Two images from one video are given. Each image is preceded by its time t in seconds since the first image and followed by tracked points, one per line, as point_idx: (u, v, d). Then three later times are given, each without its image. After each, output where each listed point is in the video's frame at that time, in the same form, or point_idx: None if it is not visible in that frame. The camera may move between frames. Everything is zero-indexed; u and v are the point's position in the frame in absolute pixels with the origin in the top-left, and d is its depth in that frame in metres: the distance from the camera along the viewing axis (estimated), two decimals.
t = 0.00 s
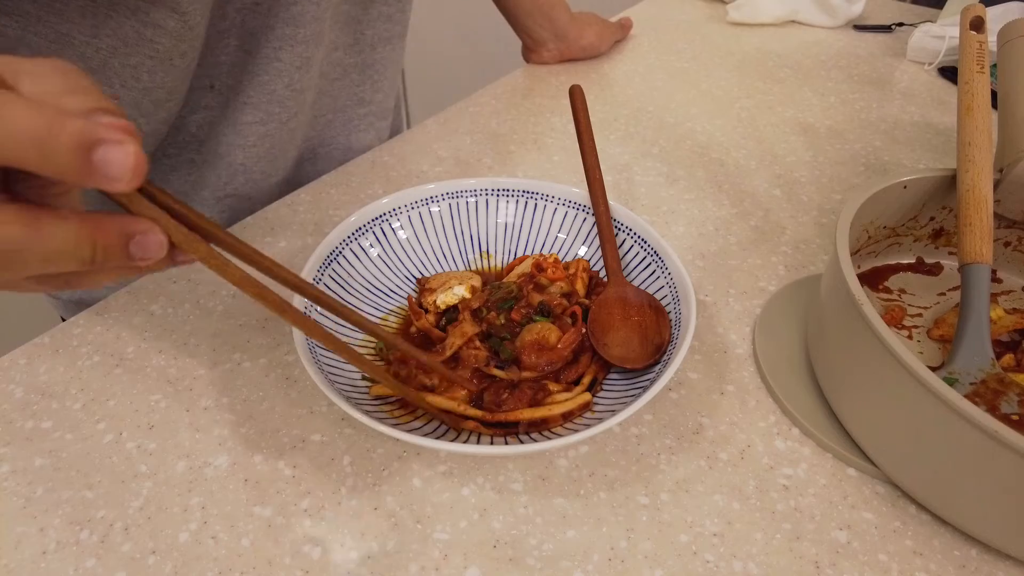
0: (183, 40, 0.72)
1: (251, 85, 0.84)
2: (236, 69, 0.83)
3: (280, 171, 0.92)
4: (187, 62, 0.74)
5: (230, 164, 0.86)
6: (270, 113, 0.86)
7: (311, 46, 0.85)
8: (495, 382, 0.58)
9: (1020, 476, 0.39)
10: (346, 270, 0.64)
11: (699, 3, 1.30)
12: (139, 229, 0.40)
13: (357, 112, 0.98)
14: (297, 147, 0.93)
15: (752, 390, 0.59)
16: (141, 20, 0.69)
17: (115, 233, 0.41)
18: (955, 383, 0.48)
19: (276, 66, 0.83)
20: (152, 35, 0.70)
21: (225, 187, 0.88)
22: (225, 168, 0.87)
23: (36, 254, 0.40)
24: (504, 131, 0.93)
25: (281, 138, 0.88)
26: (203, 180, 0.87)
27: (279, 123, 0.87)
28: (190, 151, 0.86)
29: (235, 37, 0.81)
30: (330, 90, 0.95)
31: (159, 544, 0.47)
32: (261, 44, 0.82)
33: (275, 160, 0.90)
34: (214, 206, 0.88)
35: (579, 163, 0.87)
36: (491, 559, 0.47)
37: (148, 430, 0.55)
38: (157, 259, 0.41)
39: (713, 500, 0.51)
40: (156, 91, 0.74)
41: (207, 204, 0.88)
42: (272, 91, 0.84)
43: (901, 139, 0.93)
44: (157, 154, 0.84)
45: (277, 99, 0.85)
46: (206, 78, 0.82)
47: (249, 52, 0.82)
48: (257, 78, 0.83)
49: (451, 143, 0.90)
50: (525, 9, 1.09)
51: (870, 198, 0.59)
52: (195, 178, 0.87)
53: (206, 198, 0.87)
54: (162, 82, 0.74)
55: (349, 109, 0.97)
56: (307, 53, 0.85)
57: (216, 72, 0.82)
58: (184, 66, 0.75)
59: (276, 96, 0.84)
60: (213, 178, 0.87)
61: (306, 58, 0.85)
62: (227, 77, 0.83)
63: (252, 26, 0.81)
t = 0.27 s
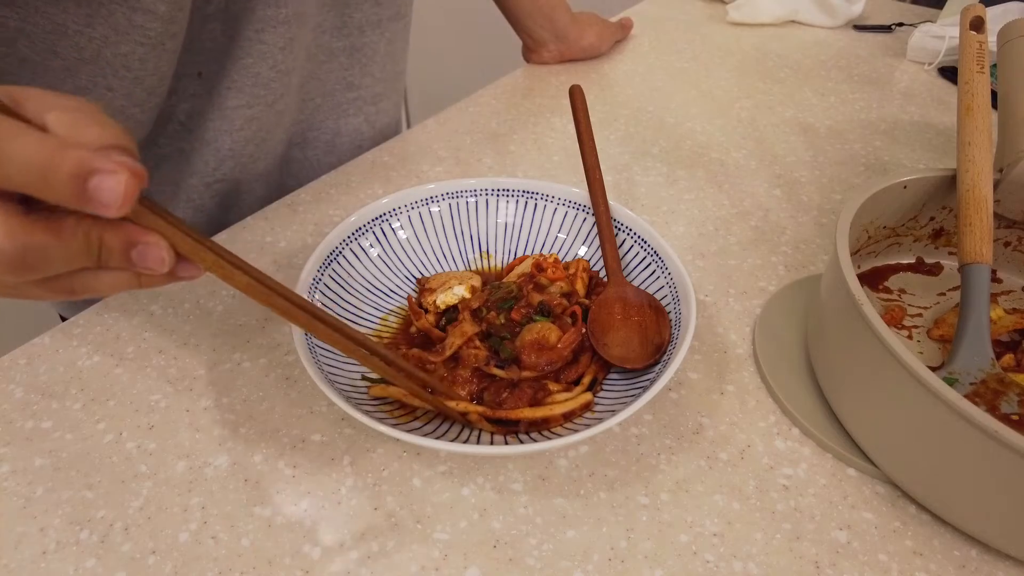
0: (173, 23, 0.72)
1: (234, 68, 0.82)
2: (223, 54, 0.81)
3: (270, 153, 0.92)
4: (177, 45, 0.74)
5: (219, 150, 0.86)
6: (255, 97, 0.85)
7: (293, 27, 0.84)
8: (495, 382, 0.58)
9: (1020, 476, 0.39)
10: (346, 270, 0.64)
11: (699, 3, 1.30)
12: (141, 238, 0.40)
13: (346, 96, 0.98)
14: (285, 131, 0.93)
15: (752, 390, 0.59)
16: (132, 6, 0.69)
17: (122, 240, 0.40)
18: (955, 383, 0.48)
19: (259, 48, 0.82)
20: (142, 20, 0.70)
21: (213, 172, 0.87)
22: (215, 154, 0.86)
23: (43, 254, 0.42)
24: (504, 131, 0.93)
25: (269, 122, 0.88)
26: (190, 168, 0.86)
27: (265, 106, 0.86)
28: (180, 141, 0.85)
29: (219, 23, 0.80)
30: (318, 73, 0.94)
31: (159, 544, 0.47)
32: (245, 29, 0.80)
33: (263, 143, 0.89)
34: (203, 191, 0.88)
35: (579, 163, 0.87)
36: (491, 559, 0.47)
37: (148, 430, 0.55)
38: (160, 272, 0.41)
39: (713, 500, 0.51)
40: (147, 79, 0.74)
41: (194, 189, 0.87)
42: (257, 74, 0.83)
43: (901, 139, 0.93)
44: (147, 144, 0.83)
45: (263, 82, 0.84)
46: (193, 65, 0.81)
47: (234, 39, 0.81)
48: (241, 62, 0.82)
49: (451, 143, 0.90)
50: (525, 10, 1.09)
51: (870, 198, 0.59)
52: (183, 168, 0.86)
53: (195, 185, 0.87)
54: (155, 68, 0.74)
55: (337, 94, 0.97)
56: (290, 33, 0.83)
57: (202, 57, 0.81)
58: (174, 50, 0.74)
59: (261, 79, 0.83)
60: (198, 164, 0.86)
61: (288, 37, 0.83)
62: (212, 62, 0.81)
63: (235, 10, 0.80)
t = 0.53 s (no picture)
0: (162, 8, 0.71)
1: (224, 56, 0.82)
2: (214, 46, 0.82)
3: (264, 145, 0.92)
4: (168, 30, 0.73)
5: (211, 139, 0.85)
6: (247, 86, 0.84)
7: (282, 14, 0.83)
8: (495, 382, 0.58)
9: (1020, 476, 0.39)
10: (346, 270, 0.64)
11: (699, 3, 1.30)
12: (91, 192, 0.43)
13: (340, 86, 0.97)
14: (279, 121, 0.93)
15: (752, 390, 0.59)
16: None
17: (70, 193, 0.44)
18: (955, 382, 0.48)
19: (249, 36, 0.81)
20: (131, 3, 0.69)
21: (207, 163, 0.87)
22: (206, 143, 0.85)
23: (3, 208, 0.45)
24: (504, 131, 0.93)
25: (261, 110, 0.87)
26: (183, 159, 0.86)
27: (258, 95, 0.86)
28: (177, 134, 0.85)
29: (211, 13, 0.80)
30: (310, 63, 0.94)
31: (159, 544, 0.47)
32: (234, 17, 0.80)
33: (256, 133, 0.89)
34: (197, 182, 0.87)
35: (579, 163, 0.87)
36: (491, 559, 0.47)
37: (148, 430, 0.55)
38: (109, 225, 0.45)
39: (713, 500, 0.51)
40: (140, 67, 0.74)
41: (188, 181, 0.87)
42: (247, 63, 0.83)
43: (901, 139, 0.93)
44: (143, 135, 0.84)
45: (253, 71, 0.84)
46: (186, 56, 0.81)
47: (224, 28, 0.81)
48: (229, 48, 0.81)
49: (451, 143, 0.90)
50: (525, 11, 1.09)
51: (870, 198, 0.59)
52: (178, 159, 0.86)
53: (189, 176, 0.86)
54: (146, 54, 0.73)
55: (332, 85, 0.97)
56: (279, 21, 0.83)
57: (194, 48, 0.81)
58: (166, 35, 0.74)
59: (252, 67, 0.83)
60: (191, 154, 0.85)
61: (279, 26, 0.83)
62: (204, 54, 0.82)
63: None
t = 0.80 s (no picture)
0: None
1: (218, 50, 0.81)
2: (208, 39, 0.81)
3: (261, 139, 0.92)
4: (161, 22, 0.72)
5: (206, 133, 0.85)
6: (241, 79, 0.84)
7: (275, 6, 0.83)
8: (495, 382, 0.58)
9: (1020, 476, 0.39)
10: (345, 270, 0.64)
11: (699, 3, 1.30)
12: (80, 127, 0.41)
13: (338, 81, 0.97)
14: (275, 115, 0.92)
15: (752, 390, 0.59)
16: None
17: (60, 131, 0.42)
18: (955, 383, 0.48)
19: (243, 29, 0.81)
20: None
21: (203, 157, 0.86)
22: (200, 137, 0.85)
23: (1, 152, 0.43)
24: (504, 131, 0.93)
25: (255, 104, 0.87)
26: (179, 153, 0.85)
27: (253, 87, 0.85)
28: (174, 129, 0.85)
29: (206, 7, 0.79)
30: (307, 57, 0.94)
31: (159, 544, 0.47)
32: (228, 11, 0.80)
33: (251, 126, 0.89)
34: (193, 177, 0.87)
35: (579, 163, 0.87)
36: (491, 559, 0.47)
37: (148, 430, 0.55)
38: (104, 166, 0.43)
39: (713, 500, 0.51)
40: (134, 60, 0.73)
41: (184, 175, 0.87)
42: (242, 55, 0.82)
43: (901, 139, 0.93)
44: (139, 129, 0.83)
45: (247, 63, 0.83)
46: (182, 51, 0.81)
47: (218, 20, 0.80)
48: (223, 42, 0.81)
49: (451, 143, 0.90)
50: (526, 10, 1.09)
51: (870, 198, 0.59)
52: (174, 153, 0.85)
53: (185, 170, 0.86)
54: (140, 45, 0.72)
55: (329, 79, 0.97)
56: (273, 13, 0.82)
57: (184, 41, 0.80)
58: (158, 26, 0.73)
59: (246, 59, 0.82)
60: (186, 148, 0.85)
61: (274, 20, 0.83)
62: (199, 48, 0.81)
63: None
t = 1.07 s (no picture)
0: None
1: (219, 45, 0.81)
2: (209, 35, 0.81)
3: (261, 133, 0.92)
4: (162, 16, 0.73)
5: (207, 130, 0.85)
6: (242, 75, 0.84)
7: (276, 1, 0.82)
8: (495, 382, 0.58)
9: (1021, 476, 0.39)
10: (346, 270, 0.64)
11: (699, 3, 1.30)
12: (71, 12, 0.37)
13: (337, 77, 0.97)
14: (275, 111, 0.92)
15: (752, 390, 0.59)
16: None
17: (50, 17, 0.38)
18: (955, 383, 0.48)
19: (243, 24, 0.81)
20: None
21: (204, 154, 0.86)
22: (202, 134, 0.85)
23: None
24: (504, 130, 0.93)
25: (256, 100, 0.87)
26: (179, 150, 0.85)
27: (253, 83, 0.85)
28: (175, 125, 0.85)
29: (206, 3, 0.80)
30: (307, 54, 0.93)
31: (159, 544, 0.47)
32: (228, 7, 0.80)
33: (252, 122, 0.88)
34: (194, 173, 0.87)
35: (579, 163, 0.87)
36: (491, 559, 0.47)
37: (148, 430, 0.55)
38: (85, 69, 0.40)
39: (713, 500, 0.51)
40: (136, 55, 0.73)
41: (186, 171, 0.87)
42: (242, 50, 0.82)
43: (901, 139, 0.93)
44: (140, 127, 0.83)
45: (248, 58, 0.83)
46: (183, 47, 0.81)
47: (218, 16, 0.80)
48: (225, 37, 0.81)
49: (451, 143, 0.90)
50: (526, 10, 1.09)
51: (870, 197, 0.59)
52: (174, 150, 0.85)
53: (186, 166, 0.86)
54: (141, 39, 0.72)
55: (329, 75, 0.97)
56: (273, 8, 0.82)
57: (187, 39, 0.81)
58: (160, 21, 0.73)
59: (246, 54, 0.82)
60: (187, 144, 0.85)
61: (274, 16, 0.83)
62: (200, 45, 0.82)
63: None
